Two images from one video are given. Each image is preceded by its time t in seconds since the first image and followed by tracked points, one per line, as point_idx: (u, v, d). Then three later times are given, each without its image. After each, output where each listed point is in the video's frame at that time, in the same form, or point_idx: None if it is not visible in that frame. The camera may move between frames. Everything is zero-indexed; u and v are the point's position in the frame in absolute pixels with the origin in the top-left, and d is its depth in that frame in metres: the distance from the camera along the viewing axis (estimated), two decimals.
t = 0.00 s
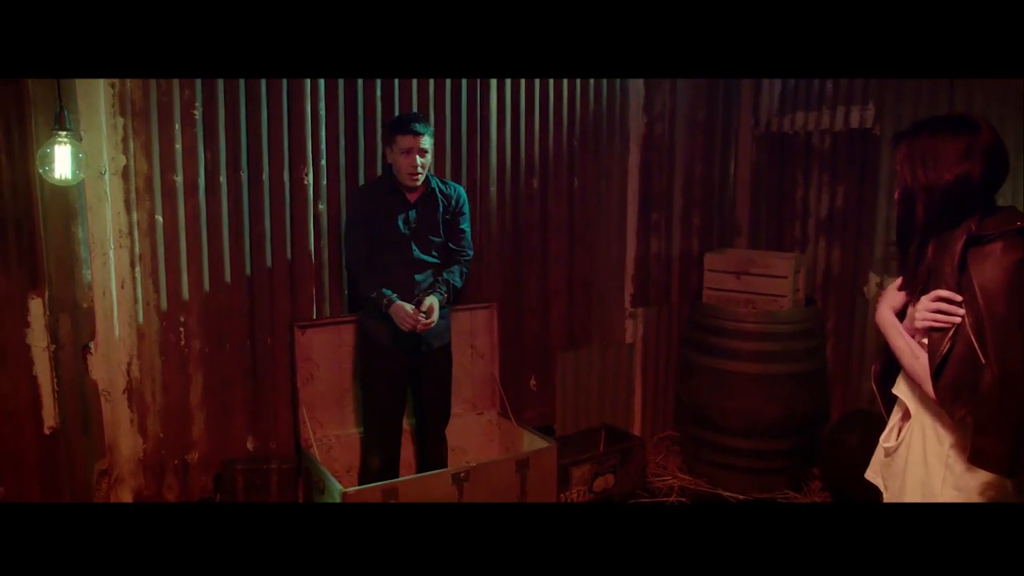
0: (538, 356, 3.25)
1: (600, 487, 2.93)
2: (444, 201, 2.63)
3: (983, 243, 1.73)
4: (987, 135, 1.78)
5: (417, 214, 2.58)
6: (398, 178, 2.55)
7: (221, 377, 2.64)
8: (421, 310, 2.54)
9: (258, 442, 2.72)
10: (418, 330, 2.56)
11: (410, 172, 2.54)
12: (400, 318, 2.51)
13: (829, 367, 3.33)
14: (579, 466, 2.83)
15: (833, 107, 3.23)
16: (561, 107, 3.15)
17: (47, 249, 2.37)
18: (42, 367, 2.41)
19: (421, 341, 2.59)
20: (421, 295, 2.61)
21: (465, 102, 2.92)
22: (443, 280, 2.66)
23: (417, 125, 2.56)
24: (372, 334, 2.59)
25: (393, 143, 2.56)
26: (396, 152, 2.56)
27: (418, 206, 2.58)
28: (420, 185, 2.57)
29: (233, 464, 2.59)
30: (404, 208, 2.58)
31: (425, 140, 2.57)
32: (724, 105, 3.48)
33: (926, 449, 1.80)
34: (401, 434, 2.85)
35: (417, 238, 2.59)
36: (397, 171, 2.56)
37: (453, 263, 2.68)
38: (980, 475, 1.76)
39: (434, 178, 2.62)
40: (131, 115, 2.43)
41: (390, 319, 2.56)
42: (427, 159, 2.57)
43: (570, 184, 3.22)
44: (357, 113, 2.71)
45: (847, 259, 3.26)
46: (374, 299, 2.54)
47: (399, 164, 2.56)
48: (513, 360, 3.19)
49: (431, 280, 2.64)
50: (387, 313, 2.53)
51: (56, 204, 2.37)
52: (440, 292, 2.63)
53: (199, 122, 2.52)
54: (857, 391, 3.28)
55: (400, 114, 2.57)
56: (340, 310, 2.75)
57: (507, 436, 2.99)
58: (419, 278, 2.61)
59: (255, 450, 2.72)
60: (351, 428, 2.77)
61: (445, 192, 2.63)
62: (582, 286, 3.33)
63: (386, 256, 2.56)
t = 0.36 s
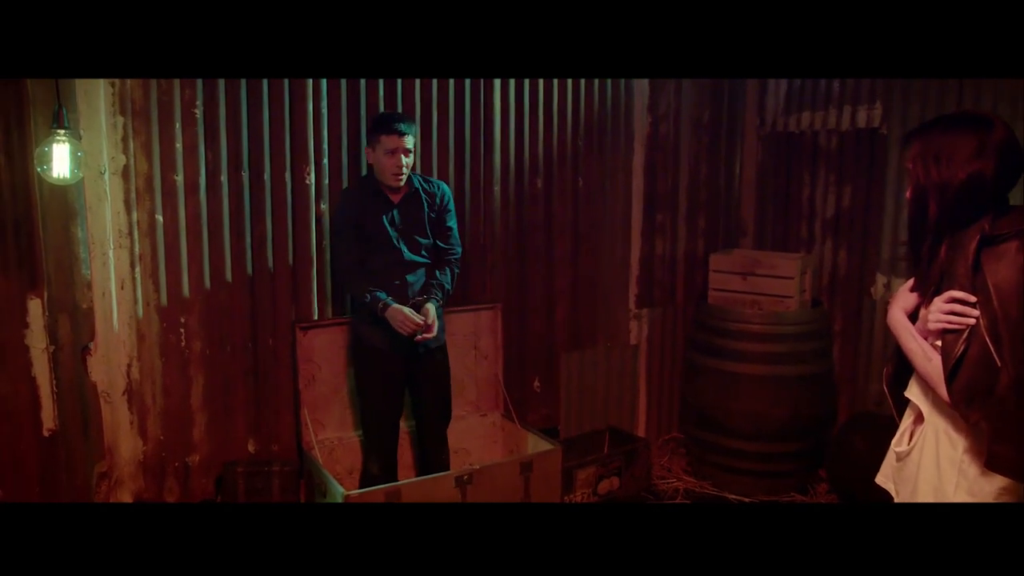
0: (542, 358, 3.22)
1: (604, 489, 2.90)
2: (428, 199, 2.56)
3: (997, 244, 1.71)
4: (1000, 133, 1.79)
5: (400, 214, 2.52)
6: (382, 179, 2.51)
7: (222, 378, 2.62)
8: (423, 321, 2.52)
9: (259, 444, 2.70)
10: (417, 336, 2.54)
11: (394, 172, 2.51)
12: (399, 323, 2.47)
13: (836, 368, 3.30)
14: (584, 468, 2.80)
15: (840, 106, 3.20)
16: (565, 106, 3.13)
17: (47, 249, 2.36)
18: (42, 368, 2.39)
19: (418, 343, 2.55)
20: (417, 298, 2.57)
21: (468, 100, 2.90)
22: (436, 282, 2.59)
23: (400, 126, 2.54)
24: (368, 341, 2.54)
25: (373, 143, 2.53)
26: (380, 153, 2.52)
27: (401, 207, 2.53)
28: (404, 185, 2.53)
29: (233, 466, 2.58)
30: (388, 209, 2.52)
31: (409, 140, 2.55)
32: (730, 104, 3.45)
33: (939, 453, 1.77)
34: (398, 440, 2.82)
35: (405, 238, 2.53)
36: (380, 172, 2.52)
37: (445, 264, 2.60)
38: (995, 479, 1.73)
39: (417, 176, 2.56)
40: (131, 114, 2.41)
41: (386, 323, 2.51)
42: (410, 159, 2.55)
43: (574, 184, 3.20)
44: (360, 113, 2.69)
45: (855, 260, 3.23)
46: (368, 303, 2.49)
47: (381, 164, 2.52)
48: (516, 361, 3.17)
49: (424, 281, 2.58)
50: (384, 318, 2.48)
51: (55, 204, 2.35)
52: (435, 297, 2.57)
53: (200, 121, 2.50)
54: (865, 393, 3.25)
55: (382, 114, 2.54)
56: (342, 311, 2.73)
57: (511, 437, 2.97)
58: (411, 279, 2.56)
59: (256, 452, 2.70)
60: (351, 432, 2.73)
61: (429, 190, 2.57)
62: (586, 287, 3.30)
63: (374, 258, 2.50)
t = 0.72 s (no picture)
0: (545, 359, 3.20)
1: (608, 491, 2.88)
2: (420, 197, 2.54)
3: (1008, 243, 1.67)
4: (1013, 129, 1.69)
5: (393, 213, 2.50)
6: (372, 178, 2.47)
7: (221, 377, 2.59)
8: (419, 324, 2.48)
9: (261, 445, 2.69)
10: (414, 340, 2.50)
11: (384, 170, 2.47)
12: (397, 329, 2.42)
13: (841, 370, 3.27)
14: (587, 470, 2.77)
15: (845, 105, 3.17)
16: (567, 106, 3.11)
17: (44, 248, 2.33)
18: (39, 369, 2.37)
19: (416, 344, 2.53)
20: (411, 299, 2.54)
21: (471, 101, 2.88)
22: (431, 282, 2.57)
23: (390, 123, 2.49)
24: (364, 342, 2.50)
25: (361, 141, 2.48)
26: (370, 151, 2.47)
27: (395, 205, 2.50)
28: (394, 183, 2.50)
29: (233, 467, 2.56)
30: (380, 209, 2.49)
31: (399, 137, 2.50)
32: (733, 104, 3.43)
33: (950, 458, 1.75)
34: (399, 441, 2.81)
35: (398, 238, 2.51)
36: (371, 172, 2.48)
37: (439, 262, 2.59)
38: (1007, 484, 1.71)
39: (409, 175, 2.53)
40: (130, 111, 2.39)
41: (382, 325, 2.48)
42: (402, 157, 2.50)
43: (577, 184, 3.17)
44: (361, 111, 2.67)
45: (860, 260, 3.20)
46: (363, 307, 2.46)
47: (372, 163, 2.47)
48: (518, 362, 3.14)
49: (419, 281, 2.57)
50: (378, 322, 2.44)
51: (53, 202, 2.33)
52: (431, 298, 2.55)
53: (199, 119, 2.48)
54: (869, 394, 3.22)
55: (370, 112, 2.48)
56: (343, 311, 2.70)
57: (513, 439, 2.95)
58: (405, 280, 2.53)
59: (256, 453, 2.69)
60: (350, 434, 2.72)
61: (421, 189, 2.54)
62: (589, 288, 3.28)
63: (367, 259, 2.48)
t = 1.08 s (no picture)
0: (550, 359, 3.18)
1: (613, 492, 2.85)
2: (419, 197, 2.51)
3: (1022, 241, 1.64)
4: None
5: (390, 213, 2.47)
6: (369, 176, 2.45)
7: (223, 376, 2.58)
8: (416, 323, 2.44)
9: (264, 445, 2.67)
10: (412, 339, 2.46)
11: (383, 169, 2.45)
12: (393, 328, 2.39)
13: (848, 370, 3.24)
14: (591, 470, 2.75)
15: (853, 103, 3.14)
16: (573, 104, 3.09)
17: (46, 247, 2.32)
18: (41, 369, 2.36)
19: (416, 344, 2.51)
20: (410, 300, 2.52)
21: (476, 99, 2.86)
22: (430, 282, 2.56)
23: (389, 120, 2.47)
24: (362, 342, 2.49)
25: (360, 139, 2.47)
26: (368, 149, 2.45)
27: (392, 204, 2.48)
28: (392, 181, 2.47)
29: (235, 467, 2.55)
30: (377, 208, 2.47)
31: (397, 135, 2.48)
32: (740, 103, 3.41)
33: (962, 460, 1.73)
34: (402, 441, 2.80)
35: (396, 237, 2.49)
36: (368, 170, 2.46)
37: (438, 261, 2.57)
38: (1017, 486, 1.71)
39: (409, 174, 2.51)
40: (132, 108, 2.38)
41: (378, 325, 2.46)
42: (400, 156, 2.48)
43: (583, 182, 3.15)
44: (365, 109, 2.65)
45: (867, 260, 3.15)
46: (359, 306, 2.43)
47: (371, 160, 2.45)
48: (523, 362, 3.12)
49: (416, 280, 2.55)
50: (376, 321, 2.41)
51: (54, 200, 2.31)
52: (431, 297, 2.54)
53: (202, 117, 2.46)
54: (877, 395, 3.19)
55: (369, 109, 2.47)
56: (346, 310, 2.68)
57: (517, 439, 2.93)
58: (404, 280, 2.51)
59: (260, 454, 2.67)
60: (350, 435, 2.70)
61: (421, 188, 2.52)
62: (594, 287, 3.26)
63: (364, 259, 2.46)
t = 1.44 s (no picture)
0: (554, 361, 3.16)
1: (618, 495, 2.82)
2: (419, 199, 2.49)
3: None
4: None
5: (390, 214, 2.45)
6: (369, 175, 2.43)
7: (225, 377, 2.56)
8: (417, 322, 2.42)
9: (266, 446, 2.65)
10: (414, 338, 2.44)
11: (383, 170, 2.44)
12: (395, 328, 2.37)
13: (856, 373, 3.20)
14: (597, 473, 2.72)
15: (860, 102, 3.11)
16: (577, 104, 3.06)
17: (47, 247, 2.31)
18: (42, 369, 2.35)
19: (419, 345, 2.48)
20: (411, 301, 2.50)
21: (480, 98, 2.84)
22: (432, 282, 2.53)
23: (387, 119, 2.45)
24: (362, 343, 2.46)
25: (358, 139, 2.45)
26: (366, 149, 2.44)
27: (392, 205, 2.46)
28: (392, 182, 2.46)
29: (237, 470, 2.57)
30: (377, 210, 2.45)
31: (395, 134, 2.47)
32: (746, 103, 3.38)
33: (975, 464, 1.71)
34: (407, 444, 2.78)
35: (396, 238, 2.46)
36: (367, 170, 2.44)
37: (438, 263, 2.54)
38: None
39: (408, 175, 2.49)
40: (134, 108, 2.36)
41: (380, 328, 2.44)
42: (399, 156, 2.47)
43: (587, 183, 3.13)
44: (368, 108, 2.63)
45: (875, 261, 3.13)
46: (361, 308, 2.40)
47: (370, 160, 2.44)
48: (527, 363, 3.10)
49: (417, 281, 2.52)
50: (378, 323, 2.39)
51: (55, 199, 2.30)
52: (432, 298, 2.51)
53: (204, 116, 2.45)
54: (885, 398, 3.16)
55: (366, 109, 2.44)
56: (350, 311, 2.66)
57: (521, 441, 2.91)
58: (405, 282, 2.49)
59: (262, 455, 2.65)
60: (352, 437, 2.67)
61: (421, 189, 2.50)
62: (599, 288, 3.23)
63: (365, 261, 2.44)
